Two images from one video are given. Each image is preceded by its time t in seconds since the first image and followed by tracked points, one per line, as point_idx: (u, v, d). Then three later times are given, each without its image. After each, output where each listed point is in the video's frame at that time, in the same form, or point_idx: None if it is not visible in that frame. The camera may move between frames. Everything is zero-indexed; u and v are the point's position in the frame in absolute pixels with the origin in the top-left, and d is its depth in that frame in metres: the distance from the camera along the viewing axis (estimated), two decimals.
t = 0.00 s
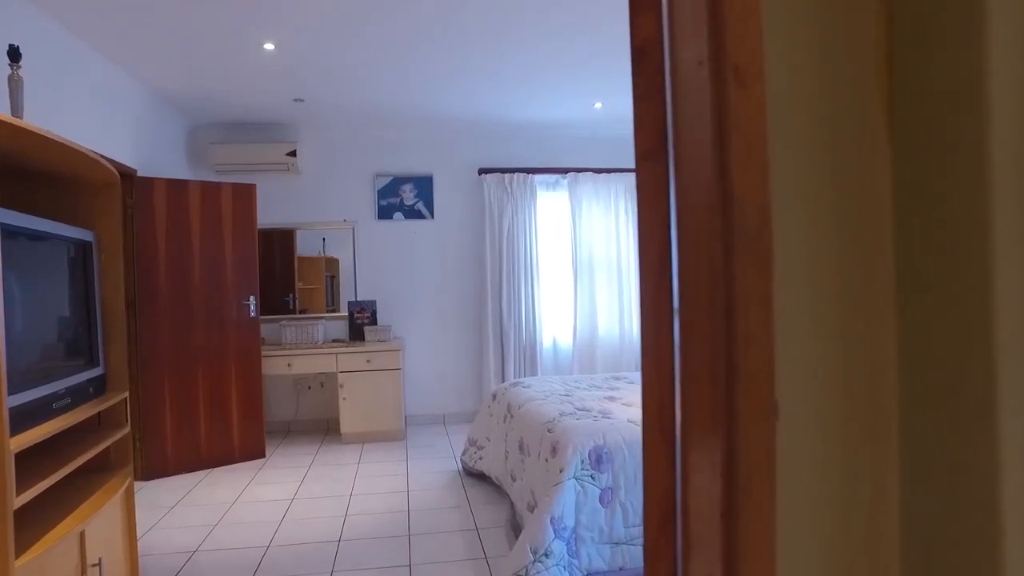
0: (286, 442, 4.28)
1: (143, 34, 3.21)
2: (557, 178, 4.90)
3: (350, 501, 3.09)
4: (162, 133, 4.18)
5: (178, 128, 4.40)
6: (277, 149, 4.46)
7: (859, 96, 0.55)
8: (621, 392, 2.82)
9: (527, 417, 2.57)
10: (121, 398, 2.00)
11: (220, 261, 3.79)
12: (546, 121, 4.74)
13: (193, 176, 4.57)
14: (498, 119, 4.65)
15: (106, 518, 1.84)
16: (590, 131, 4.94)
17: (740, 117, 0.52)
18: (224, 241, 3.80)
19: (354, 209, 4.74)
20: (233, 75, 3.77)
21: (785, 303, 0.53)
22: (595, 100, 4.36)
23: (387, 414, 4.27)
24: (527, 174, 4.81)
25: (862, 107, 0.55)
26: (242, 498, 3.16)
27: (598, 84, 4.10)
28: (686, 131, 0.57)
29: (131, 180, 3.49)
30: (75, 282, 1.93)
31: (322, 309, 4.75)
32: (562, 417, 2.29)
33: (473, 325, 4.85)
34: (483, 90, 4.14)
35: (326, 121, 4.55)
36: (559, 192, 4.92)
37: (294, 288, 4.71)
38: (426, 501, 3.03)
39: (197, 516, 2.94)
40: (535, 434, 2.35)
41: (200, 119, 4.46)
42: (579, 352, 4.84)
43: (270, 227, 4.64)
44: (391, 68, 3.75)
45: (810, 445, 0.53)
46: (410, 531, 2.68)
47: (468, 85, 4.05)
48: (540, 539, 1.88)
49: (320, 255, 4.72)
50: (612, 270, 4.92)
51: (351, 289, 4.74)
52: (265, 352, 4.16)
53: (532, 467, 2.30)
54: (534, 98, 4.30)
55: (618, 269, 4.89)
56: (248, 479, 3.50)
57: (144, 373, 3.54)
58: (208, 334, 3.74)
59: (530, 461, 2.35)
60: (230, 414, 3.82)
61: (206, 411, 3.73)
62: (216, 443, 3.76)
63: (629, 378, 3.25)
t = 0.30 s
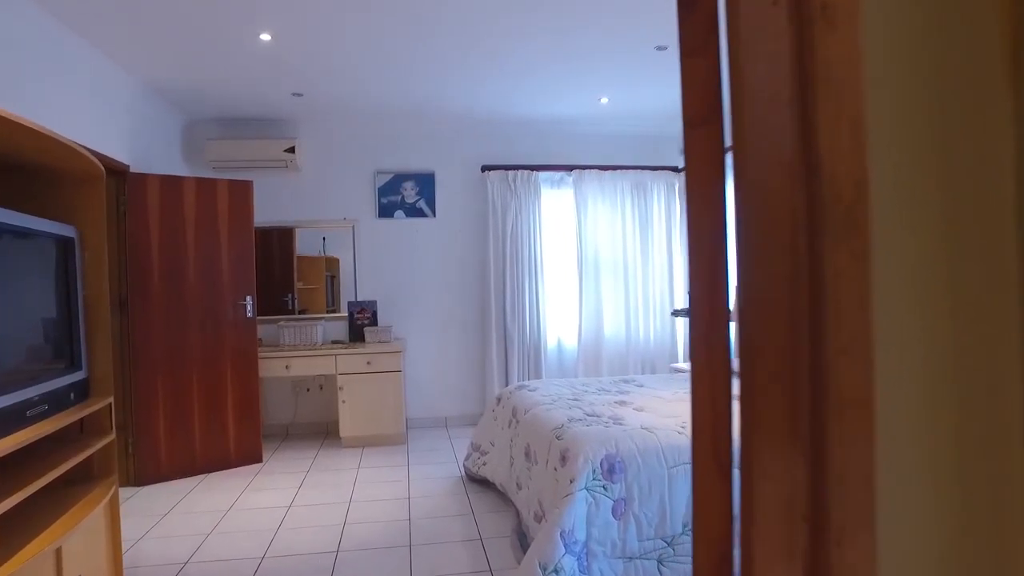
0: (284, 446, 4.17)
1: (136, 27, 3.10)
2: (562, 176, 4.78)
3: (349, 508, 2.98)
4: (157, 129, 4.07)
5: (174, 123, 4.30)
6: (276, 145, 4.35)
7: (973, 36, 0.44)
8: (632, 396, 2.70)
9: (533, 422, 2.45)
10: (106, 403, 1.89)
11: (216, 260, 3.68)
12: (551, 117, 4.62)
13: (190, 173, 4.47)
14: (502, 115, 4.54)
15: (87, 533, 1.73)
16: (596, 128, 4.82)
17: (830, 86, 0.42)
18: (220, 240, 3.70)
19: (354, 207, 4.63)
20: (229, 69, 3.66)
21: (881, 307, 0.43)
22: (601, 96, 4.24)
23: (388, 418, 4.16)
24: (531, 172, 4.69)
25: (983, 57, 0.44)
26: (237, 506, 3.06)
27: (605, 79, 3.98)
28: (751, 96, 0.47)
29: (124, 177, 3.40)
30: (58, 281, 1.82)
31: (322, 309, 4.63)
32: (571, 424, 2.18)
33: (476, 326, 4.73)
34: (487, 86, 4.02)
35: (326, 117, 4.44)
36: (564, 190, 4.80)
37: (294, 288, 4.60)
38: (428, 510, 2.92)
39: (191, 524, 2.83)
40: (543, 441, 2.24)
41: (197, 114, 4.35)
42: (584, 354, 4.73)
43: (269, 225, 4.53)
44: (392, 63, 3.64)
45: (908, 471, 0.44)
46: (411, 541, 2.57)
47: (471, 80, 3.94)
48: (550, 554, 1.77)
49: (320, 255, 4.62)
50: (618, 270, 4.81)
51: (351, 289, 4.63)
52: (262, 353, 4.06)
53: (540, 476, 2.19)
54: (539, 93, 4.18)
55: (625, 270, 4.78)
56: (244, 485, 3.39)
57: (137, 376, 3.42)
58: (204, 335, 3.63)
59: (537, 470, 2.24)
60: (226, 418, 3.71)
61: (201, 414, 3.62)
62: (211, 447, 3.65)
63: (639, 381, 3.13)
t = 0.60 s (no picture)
0: (281, 451, 4.07)
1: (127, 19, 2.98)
2: (566, 174, 4.67)
3: (347, 518, 2.88)
4: (150, 125, 3.96)
5: (169, 119, 4.18)
6: (273, 142, 4.25)
7: None
8: (641, 403, 2.59)
9: (539, 430, 2.35)
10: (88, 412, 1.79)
11: (210, 260, 3.57)
12: (555, 114, 4.51)
13: (186, 171, 4.36)
14: (505, 112, 4.43)
15: (66, 552, 1.63)
16: (600, 125, 4.71)
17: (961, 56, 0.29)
18: (214, 240, 3.59)
19: (353, 206, 4.52)
20: (224, 63, 3.55)
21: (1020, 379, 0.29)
22: (606, 91, 4.12)
23: (388, 422, 4.05)
24: (534, 170, 4.59)
25: None
26: (231, 515, 2.96)
27: (611, 74, 3.86)
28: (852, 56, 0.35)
29: (114, 175, 3.29)
30: (37, 280, 1.71)
31: (320, 311, 4.53)
32: (578, 433, 2.08)
33: (478, 327, 4.63)
34: (489, 82, 3.91)
35: (324, 113, 4.33)
36: (568, 188, 4.69)
37: (292, 289, 4.49)
38: (429, 520, 2.82)
39: (183, 535, 2.74)
40: (549, 451, 2.14)
41: (192, 111, 4.25)
42: (588, 357, 4.62)
43: (266, 225, 4.43)
44: (392, 58, 3.53)
45: None
46: (411, 553, 2.47)
47: (474, 76, 3.83)
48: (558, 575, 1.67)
49: (319, 255, 4.51)
50: (623, 271, 4.70)
51: (350, 289, 4.52)
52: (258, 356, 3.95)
53: (546, 488, 2.08)
54: (542, 90, 4.07)
55: (630, 270, 4.67)
56: (239, 494, 3.29)
57: (128, 381, 3.31)
58: (197, 338, 3.52)
59: (543, 481, 2.13)
60: (220, 423, 3.61)
61: (194, 419, 3.52)
62: (205, 453, 3.55)
63: (647, 387, 3.02)
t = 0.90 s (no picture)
0: (278, 454, 3.98)
1: (117, 11, 2.89)
2: (569, 171, 4.58)
3: (342, 527, 2.78)
4: (143, 121, 3.87)
5: (162, 114, 4.08)
6: (269, 138, 4.15)
7: None
8: (646, 407, 2.49)
9: (542, 435, 2.25)
10: (65, 416, 1.70)
11: (204, 259, 3.48)
12: (558, 110, 4.41)
13: (180, 167, 4.27)
14: (507, 107, 4.33)
15: (38, 566, 1.53)
16: (604, 120, 4.62)
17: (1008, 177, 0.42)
18: (208, 238, 3.49)
19: (352, 203, 4.43)
20: (220, 57, 3.46)
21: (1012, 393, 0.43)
22: (611, 86, 4.02)
23: (386, 424, 3.96)
24: (537, 166, 4.48)
25: None
26: (224, 522, 2.87)
27: (616, 69, 3.76)
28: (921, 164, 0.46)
29: (105, 171, 3.20)
30: (10, 278, 1.62)
31: (319, 310, 4.43)
32: (584, 439, 1.98)
33: (480, 327, 4.53)
34: (491, 76, 3.82)
35: (322, 108, 4.24)
36: (571, 185, 4.59)
37: (289, 288, 4.39)
38: (428, 527, 2.72)
39: (173, 542, 2.64)
40: (552, 459, 2.04)
41: (187, 106, 4.15)
42: (591, 358, 4.53)
43: (263, 223, 4.33)
44: (392, 52, 3.44)
45: None
46: (409, 562, 2.37)
47: (475, 70, 3.73)
48: None
49: (317, 254, 4.42)
50: (627, 270, 4.60)
51: (348, 288, 4.42)
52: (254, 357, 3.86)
53: (550, 497, 1.98)
54: (545, 85, 3.98)
55: (635, 269, 4.57)
56: (232, 499, 3.20)
57: (119, 383, 3.22)
58: (190, 338, 3.43)
59: (547, 490, 2.03)
60: (214, 427, 3.51)
61: (188, 422, 3.43)
62: (199, 457, 3.46)
63: (652, 389, 2.92)
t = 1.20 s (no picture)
0: (274, 458, 3.87)
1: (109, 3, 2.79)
2: (574, 168, 4.48)
3: (339, 536, 2.67)
4: (138, 116, 3.77)
5: (157, 110, 3.98)
6: (267, 134, 4.05)
7: None
8: (658, 411, 2.38)
9: (550, 441, 2.14)
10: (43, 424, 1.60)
11: (200, 258, 3.38)
12: (563, 106, 4.31)
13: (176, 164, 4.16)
14: (510, 103, 4.23)
15: None
16: (611, 116, 4.52)
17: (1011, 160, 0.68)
18: (204, 236, 3.39)
19: (352, 201, 4.33)
20: (217, 50, 3.35)
21: None
22: (617, 81, 3.92)
23: (387, 428, 3.85)
24: (541, 163, 4.38)
25: None
26: (217, 530, 2.77)
27: (623, 62, 3.65)
28: None
29: (96, 167, 3.11)
30: None
31: (319, 311, 4.32)
32: (595, 447, 1.88)
33: (483, 329, 4.43)
34: (495, 71, 3.72)
35: (320, 104, 4.13)
36: (576, 183, 4.49)
37: (288, 288, 4.28)
38: (429, 537, 2.61)
39: (164, 552, 2.54)
40: (561, 467, 1.94)
41: (182, 101, 4.05)
42: (597, 360, 4.43)
43: (260, 221, 4.23)
44: (393, 46, 3.34)
45: None
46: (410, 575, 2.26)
47: (478, 65, 3.62)
48: None
49: (317, 253, 4.31)
50: (633, 269, 4.50)
51: (348, 288, 4.32)
52: (251, 359, 3.76)
53: (558, 507, 1.88)
54: (550, 79, 3.87)
55: (641, 268, 4.46)
56: (227, 506, 3.10)
57: (111, 386, 3.12)
58: (186, 339, 3.33)
59: (555, 500, 1.92)
60: (210, 431, 3.41)
61: (183, 426, 3.33)
62: (194, 463, 3.35)
63: (663, 392, 2.82)
